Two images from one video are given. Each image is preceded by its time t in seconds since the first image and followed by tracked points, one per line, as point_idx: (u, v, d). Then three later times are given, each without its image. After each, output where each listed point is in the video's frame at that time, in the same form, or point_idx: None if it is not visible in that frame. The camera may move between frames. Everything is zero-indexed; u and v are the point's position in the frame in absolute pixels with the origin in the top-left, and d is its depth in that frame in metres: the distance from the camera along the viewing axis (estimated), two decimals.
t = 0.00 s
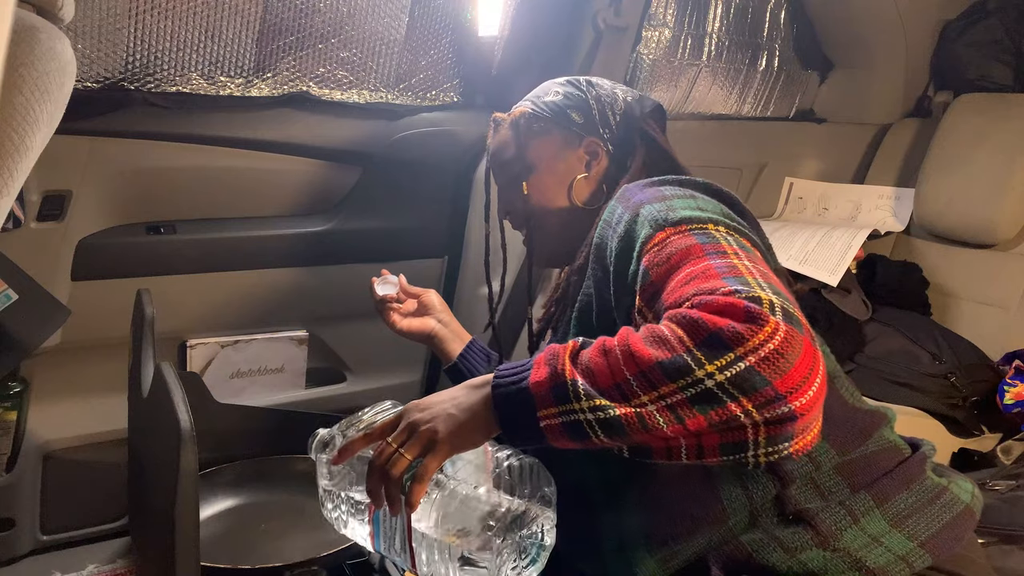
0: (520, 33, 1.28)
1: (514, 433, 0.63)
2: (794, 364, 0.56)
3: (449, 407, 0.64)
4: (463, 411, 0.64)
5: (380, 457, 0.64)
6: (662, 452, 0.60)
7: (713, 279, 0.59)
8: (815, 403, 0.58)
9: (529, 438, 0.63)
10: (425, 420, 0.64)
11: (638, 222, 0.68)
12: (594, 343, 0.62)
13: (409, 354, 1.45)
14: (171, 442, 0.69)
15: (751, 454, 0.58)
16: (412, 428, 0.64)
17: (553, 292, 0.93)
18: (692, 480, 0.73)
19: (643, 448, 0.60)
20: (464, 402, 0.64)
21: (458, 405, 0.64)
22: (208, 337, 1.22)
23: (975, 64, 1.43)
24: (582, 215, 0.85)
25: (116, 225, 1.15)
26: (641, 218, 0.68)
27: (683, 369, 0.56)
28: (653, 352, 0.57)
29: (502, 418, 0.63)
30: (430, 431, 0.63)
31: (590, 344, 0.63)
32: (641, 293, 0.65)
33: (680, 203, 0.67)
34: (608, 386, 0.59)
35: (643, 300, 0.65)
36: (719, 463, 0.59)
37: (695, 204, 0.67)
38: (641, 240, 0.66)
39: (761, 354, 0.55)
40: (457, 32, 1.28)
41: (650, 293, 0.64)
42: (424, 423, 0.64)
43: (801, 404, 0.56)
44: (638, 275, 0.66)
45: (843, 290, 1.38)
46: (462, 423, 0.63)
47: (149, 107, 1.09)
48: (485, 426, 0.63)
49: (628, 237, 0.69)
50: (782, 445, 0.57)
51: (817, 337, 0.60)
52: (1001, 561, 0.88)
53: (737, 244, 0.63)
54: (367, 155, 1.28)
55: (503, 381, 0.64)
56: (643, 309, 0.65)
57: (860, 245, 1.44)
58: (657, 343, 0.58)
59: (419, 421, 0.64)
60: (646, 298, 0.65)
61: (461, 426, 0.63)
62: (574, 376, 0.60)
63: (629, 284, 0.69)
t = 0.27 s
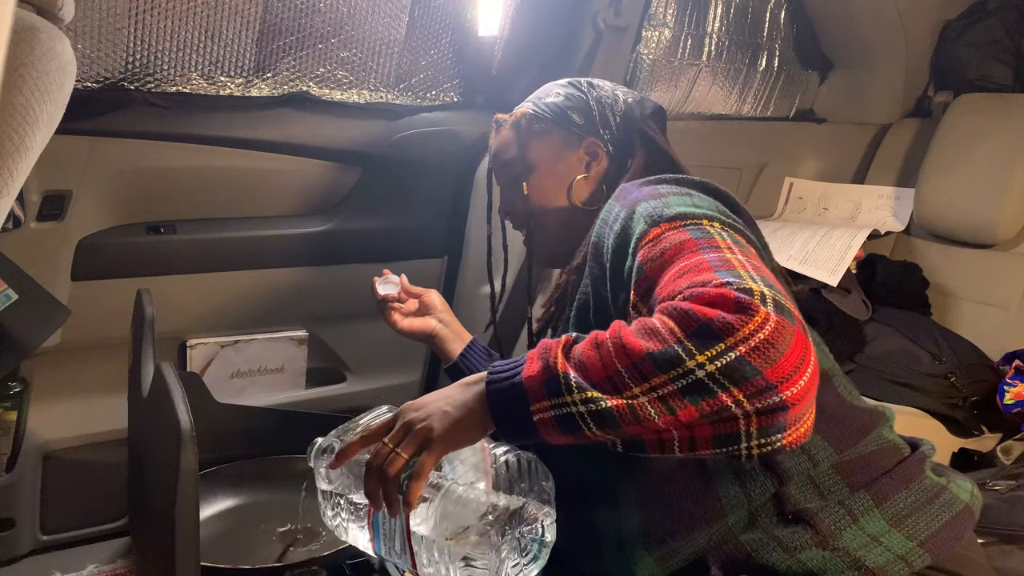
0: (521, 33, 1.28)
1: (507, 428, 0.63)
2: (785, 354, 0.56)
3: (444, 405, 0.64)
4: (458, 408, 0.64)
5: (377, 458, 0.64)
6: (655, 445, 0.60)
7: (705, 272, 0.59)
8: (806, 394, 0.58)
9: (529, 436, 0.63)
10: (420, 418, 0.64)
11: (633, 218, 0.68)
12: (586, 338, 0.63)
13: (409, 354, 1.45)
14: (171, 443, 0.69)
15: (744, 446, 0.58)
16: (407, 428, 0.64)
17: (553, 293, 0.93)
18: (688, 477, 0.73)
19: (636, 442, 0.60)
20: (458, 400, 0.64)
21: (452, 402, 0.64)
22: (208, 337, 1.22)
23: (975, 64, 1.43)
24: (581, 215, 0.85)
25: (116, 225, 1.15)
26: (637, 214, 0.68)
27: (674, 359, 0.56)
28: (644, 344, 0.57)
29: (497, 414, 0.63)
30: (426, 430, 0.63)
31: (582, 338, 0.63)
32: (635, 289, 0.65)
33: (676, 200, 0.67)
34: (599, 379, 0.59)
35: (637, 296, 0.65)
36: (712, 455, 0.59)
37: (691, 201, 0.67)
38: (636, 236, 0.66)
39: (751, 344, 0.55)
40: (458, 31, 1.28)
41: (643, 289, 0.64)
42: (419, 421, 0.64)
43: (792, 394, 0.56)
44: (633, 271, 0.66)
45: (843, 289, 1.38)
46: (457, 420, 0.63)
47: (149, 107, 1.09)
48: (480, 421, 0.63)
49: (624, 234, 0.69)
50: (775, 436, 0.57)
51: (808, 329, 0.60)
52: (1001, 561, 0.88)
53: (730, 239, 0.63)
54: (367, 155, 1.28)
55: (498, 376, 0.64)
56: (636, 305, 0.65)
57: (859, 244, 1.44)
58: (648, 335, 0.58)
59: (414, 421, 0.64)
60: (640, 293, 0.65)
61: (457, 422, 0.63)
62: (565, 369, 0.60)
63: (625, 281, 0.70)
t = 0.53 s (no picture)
0: (521, 33, 1.29)
1: (506, 425, 0.63)
2: (783, 349, 0.56)
3: (443, 402, 0.64)
4: (458, 405, 0.64)
5: (377, 456, 0.64)
6: (653, 441, 0.60)
7: (703, 269, 0.59)
8: (805, 388, 0.58)
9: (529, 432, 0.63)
10: (420, 416, 0.64)
11: (632, 217, 0.69)
12: (584, 335, 0.63)
13: (409, 354, 1.45)
14: (171, 442, 0.69)
15: (742, 442, 0.58)
16: (407, 425, 0.64)
17: (553, 293, 0.93)
18: (688, 475, 0.73)
19: (634, 438, 0.60)
20: (457, 398, 0.64)
21: (452, 400, 0.65)
22: (208, 337, 1.22)
23: (975, 64, 1.43)
24: (581, 215, 0.85)
25: (116, 225, 1.15)
26: (636, 213, 0.68)
27: (672, 355, 0.56)
28: (642, 340, 0.57)
29: (496, 411, 0.63)
30: (425, 427, 0.63)
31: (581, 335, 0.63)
32: (634, 287, 0.65)
33: (676, 198, 0.67)
34: (597, 375, 0.59)
35: (636, 293, 0.65)
36: (710, 452, 0.59)
37: (690, 200, 0.67)
38: (636, 235, 0.66)
39: (749, 339, 0.55)
40: (457, 32, 1.29)
41: (642, 286, 0.64)
42: (419, 419, 0.64)
43: (790, 389, 0.57)
44: (632, 269, 0.66)
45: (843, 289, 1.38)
46: (456, 417, 0.63)
47: (149, 107, 1.09)
48: (479, 419, 0.64)
49: (623, 232, 0.69)
50: (773, 432, 0.57)
51: (806, 324, 0.61)
52: (1000, 560, 0.88)
53: (729, 237, 0.63)
54: (367, 156, 1.28)
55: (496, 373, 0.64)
56: (636, 303, 0.65)
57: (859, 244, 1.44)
58: (646, 332, 0.58)
59: (414, 419, 0.64)
60: (639, 291, 0.65)
61: (457, 419, 0.63)
62: (563, 365, 0.60)
63: (624, 279, 0.70)
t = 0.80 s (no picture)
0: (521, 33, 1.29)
1: (505, 421, 0.63)
2: (781, 344, 0.56)
3: (441, 397, 0.64)
4: (455, 400, 0.64)
5: (375, 449, 0.64)
6: (651, 437, 0.60)
7: (702, 265, 0.59)
8: (803, 384, 0.58)
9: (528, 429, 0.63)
10: (418, 411, 0.64)
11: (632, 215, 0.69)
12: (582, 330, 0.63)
13: (409, 353, 1.45)
14: (171, 442, 0.69)
15: (739, 438, 0.57)
16: (405, 420, 0.64)
17: (552, 293, 0.93)
18: (687, 474, 0.73)
19: (632, 434, 0.60)
20: (455, 393, 0.64)
21: (449, 395, 0.64)
22: (208, 337, 1.22)
23: (975, 64, 1.44)
24: (581, 215, 0.85)
25: (115, 225, 1.15)
26: (635, 210, 0.68)
27: (669, 350, 0.56)
28: (640, 335, 0.57)
29: (495, 409, 0.63)
30: (422, 422, 0.63)
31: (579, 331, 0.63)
32: (633, 284, 0.65)
33: (675, 197, 0.67)
34: (595, 369, 0.59)
35: (635, 291, 0.65)
36: (708, 448, 0.59)
37: (689, 199, 0.67)
38: (635, 233, 0.66)
39: (746, 334, 0.55)
40: (457, 32, 1.28)
41: (641, 283, 0.65)
42: (416, 413, 0.64)
43: (787, 384, 0.56)
44: (631, 266, 0.66)
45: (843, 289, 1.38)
46: (454, 412, 0.63)
47: (149, 107, 1.09)
48: (476, 414, 0.63)
49: (622, 230, 0.70)
50: (770, 428, 0.57)
51: (805, 321, 0.60)
52: (1000, 560, 0.88)
53: (728, 235, 0.63)
54: (367, 156, 1.28)
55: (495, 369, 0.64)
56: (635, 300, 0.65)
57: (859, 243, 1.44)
58: (644, 327, 0.58)
59: (412, 413, 0.64)
60: (638, 288, 0.65)
61: (454, 414, 0.63)
62: (561, 359, 0.61)
63: (623, 277, 0.70)
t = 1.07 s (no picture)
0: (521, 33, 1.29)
1: (503, 418, 0.62)
2: (777, 338, 0.56)
3: (438, 392, 0.65)
4: (452, 395, 0.64)
5: (372, 443, 0.64)
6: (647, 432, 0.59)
7: (700, 260, 0.59)
8: (799, 378, 0.58)
9: (526, 425, 0.63)
10: (416, 405, 0.64)
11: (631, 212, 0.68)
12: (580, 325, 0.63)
13: (409, 353, 1.45)
14: (170, 442, 0.69)
15: (736, 432, 0.57)
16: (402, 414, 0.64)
17: (552, 292, 0.93)
18: (687, 473, 0.73)
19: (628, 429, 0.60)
20: (453, 387, 0.64)
21: (447, 390, 0.65)
22: (208, 337, 1.22)
23: (975, 64, 1.44)
24: (581, 215, 0.85)
25: (115, 225, 1.15)
26: (634, 208, 0.68)
27: (666, 342, 0.56)
28: (637, 328, 0.57)
29: (492, 405, 0.62)
30: (420, 417, 0.63)
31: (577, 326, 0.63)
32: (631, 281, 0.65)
33: (674, 195, 0.67)
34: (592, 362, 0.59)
35: (633, 287, 0.65)
36: (705, 442, 0.59)
37: (688, 196, 0.67)
38: (634, 230, 0.66)
39: (743, 327, 0.56)
40: (457, 32, 1.28)
41: (638, 279, 0.65)
42: (414, 407, 0.64)
43: (784, 378, 0.56)
44: (629, 263, 0.66)
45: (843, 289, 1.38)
46: (452, 407, 0.63)
47: (149, 107, 1.09)
48: (474, 409, 0.63)
49: (620, 227, 0.70)
50: (767, 423, 0.57)
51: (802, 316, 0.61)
52: (1000, 560, 0.88)
53: (726, 232, 0.63)
54: (367, 156, 1.28)
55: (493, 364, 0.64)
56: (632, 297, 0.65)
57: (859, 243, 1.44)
58: (641, 320, 0.58)
59: (409, 408, 0.64)
60: (636, 284, 0.65)
61: (452, 408, 0.63)
62: (558, 352, 0.60)
63: (622, 275, 0.70)
